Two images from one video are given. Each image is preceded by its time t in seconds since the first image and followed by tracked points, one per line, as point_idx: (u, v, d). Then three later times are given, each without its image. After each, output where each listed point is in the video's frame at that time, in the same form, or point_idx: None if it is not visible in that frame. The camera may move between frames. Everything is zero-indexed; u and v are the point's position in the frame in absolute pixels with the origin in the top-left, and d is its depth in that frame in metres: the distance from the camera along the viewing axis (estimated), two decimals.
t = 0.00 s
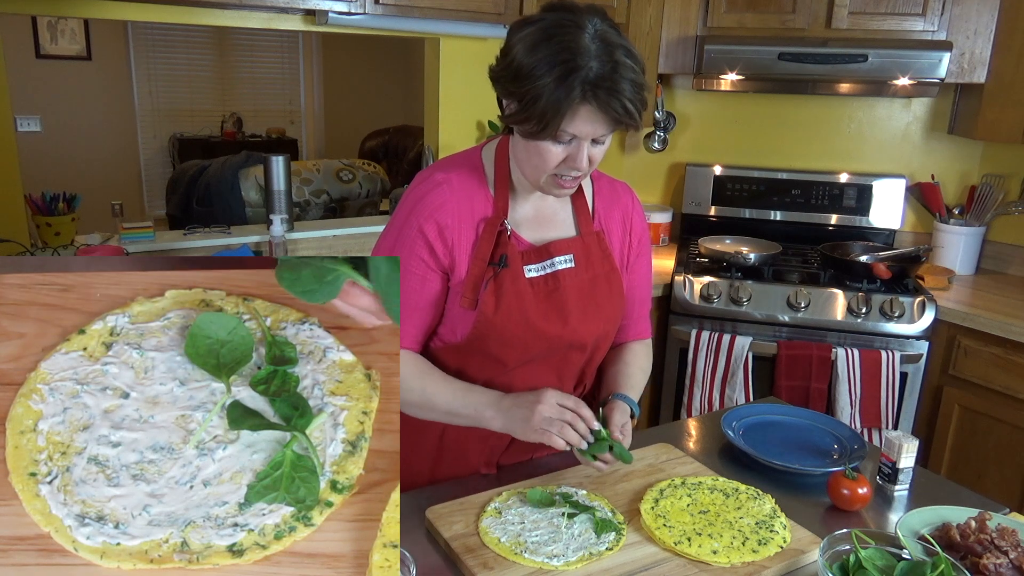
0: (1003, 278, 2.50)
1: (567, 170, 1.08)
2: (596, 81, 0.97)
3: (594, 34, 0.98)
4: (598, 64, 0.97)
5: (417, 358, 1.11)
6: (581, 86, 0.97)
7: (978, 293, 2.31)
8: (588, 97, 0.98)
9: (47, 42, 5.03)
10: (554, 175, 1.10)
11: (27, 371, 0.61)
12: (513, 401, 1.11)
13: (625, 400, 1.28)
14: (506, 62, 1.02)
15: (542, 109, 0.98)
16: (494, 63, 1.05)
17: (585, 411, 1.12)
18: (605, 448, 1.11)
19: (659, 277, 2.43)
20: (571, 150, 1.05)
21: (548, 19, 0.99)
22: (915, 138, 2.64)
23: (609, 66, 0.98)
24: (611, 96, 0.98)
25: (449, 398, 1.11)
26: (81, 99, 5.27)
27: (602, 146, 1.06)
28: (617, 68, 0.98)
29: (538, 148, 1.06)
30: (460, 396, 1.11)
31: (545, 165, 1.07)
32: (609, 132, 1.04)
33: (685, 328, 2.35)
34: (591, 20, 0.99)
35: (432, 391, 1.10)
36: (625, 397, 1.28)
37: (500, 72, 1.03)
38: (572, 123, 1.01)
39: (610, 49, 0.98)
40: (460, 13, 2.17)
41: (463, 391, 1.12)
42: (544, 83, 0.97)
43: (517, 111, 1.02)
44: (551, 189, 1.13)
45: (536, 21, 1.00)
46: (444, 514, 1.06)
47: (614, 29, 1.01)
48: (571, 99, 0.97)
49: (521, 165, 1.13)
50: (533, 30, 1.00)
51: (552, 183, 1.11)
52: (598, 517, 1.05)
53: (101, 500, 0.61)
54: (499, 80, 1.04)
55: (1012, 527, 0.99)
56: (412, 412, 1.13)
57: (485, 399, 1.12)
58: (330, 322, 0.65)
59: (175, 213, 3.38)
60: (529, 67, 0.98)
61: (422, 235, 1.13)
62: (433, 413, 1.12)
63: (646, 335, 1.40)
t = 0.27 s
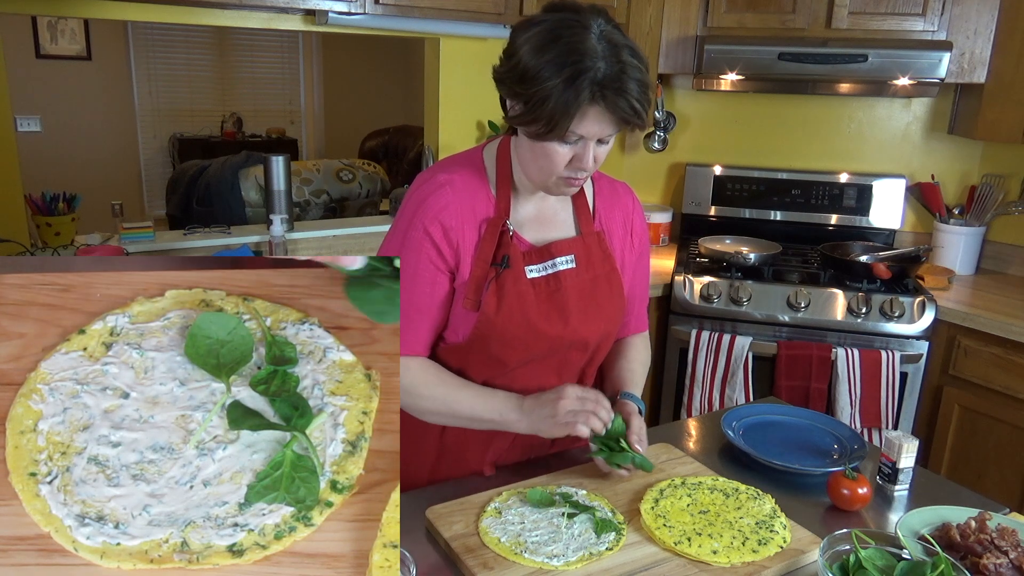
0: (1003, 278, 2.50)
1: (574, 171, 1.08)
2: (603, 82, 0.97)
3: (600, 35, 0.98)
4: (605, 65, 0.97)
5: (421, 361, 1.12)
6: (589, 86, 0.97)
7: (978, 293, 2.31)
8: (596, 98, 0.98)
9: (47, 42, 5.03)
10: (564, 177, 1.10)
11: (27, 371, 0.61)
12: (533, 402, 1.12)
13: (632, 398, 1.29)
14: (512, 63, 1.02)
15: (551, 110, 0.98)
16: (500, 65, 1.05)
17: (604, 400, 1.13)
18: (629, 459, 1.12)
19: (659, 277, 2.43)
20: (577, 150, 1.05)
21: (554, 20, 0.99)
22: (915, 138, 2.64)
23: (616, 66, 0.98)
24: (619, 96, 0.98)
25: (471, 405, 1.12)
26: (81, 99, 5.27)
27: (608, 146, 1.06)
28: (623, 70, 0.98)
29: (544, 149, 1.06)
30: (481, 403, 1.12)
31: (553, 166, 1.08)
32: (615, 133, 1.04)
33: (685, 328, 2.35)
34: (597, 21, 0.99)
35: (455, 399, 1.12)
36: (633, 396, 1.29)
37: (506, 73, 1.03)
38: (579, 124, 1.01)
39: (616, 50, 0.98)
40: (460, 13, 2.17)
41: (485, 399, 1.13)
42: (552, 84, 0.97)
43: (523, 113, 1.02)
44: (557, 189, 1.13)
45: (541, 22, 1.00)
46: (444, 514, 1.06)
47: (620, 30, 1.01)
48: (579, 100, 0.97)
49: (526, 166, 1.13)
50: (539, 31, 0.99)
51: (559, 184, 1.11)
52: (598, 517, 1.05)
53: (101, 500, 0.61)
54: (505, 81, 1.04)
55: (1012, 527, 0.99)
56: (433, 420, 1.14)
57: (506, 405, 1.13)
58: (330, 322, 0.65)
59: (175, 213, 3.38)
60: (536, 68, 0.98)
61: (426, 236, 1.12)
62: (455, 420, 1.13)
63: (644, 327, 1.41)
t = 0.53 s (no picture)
0: (1003, 278, 2.50)
1: (572, 171, 1.08)
2: (604, 82, 0.97)
3: (603, 36, 0.98)
4: (606, 66, 0.97)
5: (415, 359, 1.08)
6: (589, 86, 0.97)
7: (978, 293, 2.31)
8: (595, 98, 0.98)
9: (47, 42, 5.03)
10: (561, 175, 1.10)
11: (27, 371, 0.61)
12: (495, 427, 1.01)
13: (637, 394, 1.30)
14: (515, 60, 1.02)
15: (550, 109, 0.98)
16: (503, 62, 1.05)
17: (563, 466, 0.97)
18: (640, 450, 1.12)
19: (659, 277, 2.43)
20: (577, 150, 1.05)
21: (558, 19, 0.99)
22: (915, 138, 2.64)
23: (618, 68, 0.98)
24: (618, 97, 0.98)
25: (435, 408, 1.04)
26: (81, 99, 5.27)
27: (607, 147, 1.06)
28: (625, 71, 0.98)
29: (543, 148, 1.06)
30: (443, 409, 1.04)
31: (551, 165, 1.08)
32: (615, 133, 1.04)
33: (685, 328, 2.35)
34: (601, 21, 0.99)
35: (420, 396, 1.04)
36: (638, 393, 1.29)
37: (509, 70, 1.03)
38: (578, 123, 1.01)
39: (618, 51, 0.98)
40: (460, 13, 2.17)
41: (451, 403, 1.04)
42: (552, 82, 0.97)
43: (523, 110, 1.02)
44: (556, 188, 1.13)
45: (546, 21, 1.00)
46: (444, 514, 1.06)
47: (624, 31, 1.00)
48: (579, 99, 0.97)
49: (526, 165, 1.13)
50: (543, 29, 0.99)
51: (558, 183, 1.11)
52: (598, 517, 1.05)
53: (101, 500, 0.61)
54: (507, 78, 1.04)
55: (1012, 527, 0.99)
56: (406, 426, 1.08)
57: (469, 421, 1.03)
58: (330, 322, 0.65)
59: (175, 213, 3.38)
60: (537, 66, 0.98)
61: (430, 235, 1.12)
62: (421, 425, 1.05)
63: (643, 326, 1.41)
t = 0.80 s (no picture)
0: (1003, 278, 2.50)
1: (569, 170, 1.08)
2: (600, 81, 0.97)
3: (601, 35, 0.98)
4: (603, 64, 0.97)
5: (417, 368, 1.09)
6: (586, 84, 0.97)
7: (978, 293, 2.31)
8: (592, 96, 0.98)
9: (47, 42, 5.03)
10: (558, 174, 1.10)
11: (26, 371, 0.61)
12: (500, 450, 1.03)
13: (635, 392, 1.30)
14: (512, 59, 1.02)
15: (547, 106, 0.98)
16: (501, 61, 1.05)
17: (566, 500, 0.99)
18: (636, 446, 1.10)
19: (659, 277, 2.43)
20: (574, 149, 1.05)
21: (556, 18, 0.99)
22: (915, 138, 2.64)
23: (615, 66, 0.98)
24: (615, 95, 0.98)
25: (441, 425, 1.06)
26: (81, 99, 5.27)
27: (605, 146, 1.06)
28: (622, 69, 0.98)
29: (541, 147, 1.06)
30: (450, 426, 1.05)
31: (548, 164, 1.08)
32: (612, 132, 1.04)
33: (685, 328, 2.35)
34: (599, 21, 0.99)
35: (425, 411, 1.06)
36: (636, 391, 1.29)
37: (506, 69, 1.03)
38: (575, 121, 1.01)
39: (616, 50, 0.98)
40: (460, 13, 2.17)
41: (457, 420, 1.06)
42: (549, 80, 0.97)
43: (521, 108, 1.02)
44: (554, 188, 1.13)
45: (543, 20, 1.00)
46: (444, 514, 1.06)
47: (622, 30, 1.00)
48: (576, 97, 0.97)
49: (524, 165, 1.13)
50: (541, 28, 0.99)
51: (555, 182, 1.11)
52: (598, 516, 1.05)
53: (101, 500, 0.61)
54: (505, 77, 1.04)
55: (1012, 527, 0.99)
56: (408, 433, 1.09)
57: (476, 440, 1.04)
58: (330, 322, 0.65)
59: (175, 213, 3.38)
60: (534, 64, 0.98)
61: (430, 235, 1.12)
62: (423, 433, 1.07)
63: (643, 327, 1.41)
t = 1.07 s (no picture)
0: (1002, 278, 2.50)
1: (568, 170, 1.08)
2: (599, 82, 0.97)
3: (600, 35, 0.98)
4: (602, 64, 0.97)
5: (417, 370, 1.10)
6: (585, 85, 0.97)
7: (978, 293, 2.31)
8: (591, 96, 0.98)
9: (47, 42, 5.03)
10: (557, 174, 1.10)
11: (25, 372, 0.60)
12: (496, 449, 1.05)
13: (635, 391, 1.29)
14: (511, 60, 1.02)
15: (546, 107, 0.98)
16: (500, 61, 1.05)
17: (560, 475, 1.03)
18: (635, 445, 1.10)
19: (659, 277, 2.43)
20: (573, 149, 1.05)
21: (555, 18, 0.99)
22: (915, 138, 2.64)
23: (613, 66, 0.98)
24: (614, 96, 0.98)
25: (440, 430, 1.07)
26: (81, 99, 5.27)
27: (604, 147, 1.06)
28: (621, 70, 0.98)
29: (540, 147, 1.06)
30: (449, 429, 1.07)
31: (547, 164, 1.08)
32: (611, 133, 1.04)
33: (685, 328, 2.35)
34: (598, 21, 0.99)
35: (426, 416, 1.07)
36: (635, 390, 1.29)
37: (505, 69, 1.03)
38: (574, 122, 1.01)
39: (615, 50, 0.98)
40: (460, 13, 2.17)
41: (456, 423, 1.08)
42: (548, 81, 0.97)
43: (520, 109, 1.02)
44: (553, 188, 1.13)
45: (542, 20, 1.00)
46: (444, 514, 1.06)
47: (621, 31, 1.00)
48: (574, 98, 0.97)
49: (523, 165, 1.13)
50: (540, 29, 0.99)
51: (554, 182, 1.11)
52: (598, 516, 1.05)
53: (101, 500, 0.61)
54: (504, 77, 1.04)
55: (1012, 527, 0.99)
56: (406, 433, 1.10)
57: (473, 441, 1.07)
58: (331, 322, 0.65)
59: (175, 213, 3.38)
60: (533, 65, 0.98)
61: (429, 237, 1.12)
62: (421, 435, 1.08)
63: (643, 327, 1.41)
